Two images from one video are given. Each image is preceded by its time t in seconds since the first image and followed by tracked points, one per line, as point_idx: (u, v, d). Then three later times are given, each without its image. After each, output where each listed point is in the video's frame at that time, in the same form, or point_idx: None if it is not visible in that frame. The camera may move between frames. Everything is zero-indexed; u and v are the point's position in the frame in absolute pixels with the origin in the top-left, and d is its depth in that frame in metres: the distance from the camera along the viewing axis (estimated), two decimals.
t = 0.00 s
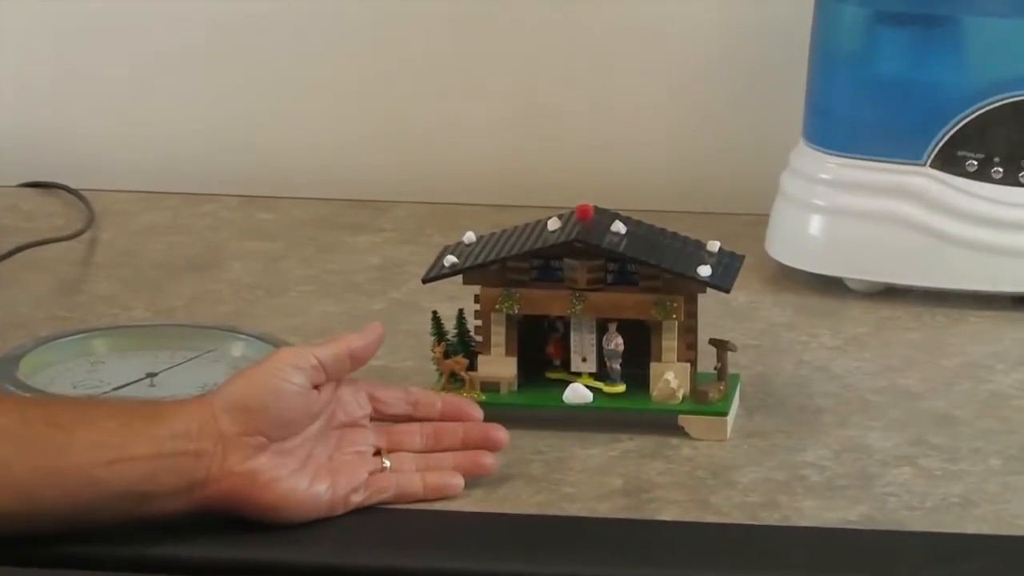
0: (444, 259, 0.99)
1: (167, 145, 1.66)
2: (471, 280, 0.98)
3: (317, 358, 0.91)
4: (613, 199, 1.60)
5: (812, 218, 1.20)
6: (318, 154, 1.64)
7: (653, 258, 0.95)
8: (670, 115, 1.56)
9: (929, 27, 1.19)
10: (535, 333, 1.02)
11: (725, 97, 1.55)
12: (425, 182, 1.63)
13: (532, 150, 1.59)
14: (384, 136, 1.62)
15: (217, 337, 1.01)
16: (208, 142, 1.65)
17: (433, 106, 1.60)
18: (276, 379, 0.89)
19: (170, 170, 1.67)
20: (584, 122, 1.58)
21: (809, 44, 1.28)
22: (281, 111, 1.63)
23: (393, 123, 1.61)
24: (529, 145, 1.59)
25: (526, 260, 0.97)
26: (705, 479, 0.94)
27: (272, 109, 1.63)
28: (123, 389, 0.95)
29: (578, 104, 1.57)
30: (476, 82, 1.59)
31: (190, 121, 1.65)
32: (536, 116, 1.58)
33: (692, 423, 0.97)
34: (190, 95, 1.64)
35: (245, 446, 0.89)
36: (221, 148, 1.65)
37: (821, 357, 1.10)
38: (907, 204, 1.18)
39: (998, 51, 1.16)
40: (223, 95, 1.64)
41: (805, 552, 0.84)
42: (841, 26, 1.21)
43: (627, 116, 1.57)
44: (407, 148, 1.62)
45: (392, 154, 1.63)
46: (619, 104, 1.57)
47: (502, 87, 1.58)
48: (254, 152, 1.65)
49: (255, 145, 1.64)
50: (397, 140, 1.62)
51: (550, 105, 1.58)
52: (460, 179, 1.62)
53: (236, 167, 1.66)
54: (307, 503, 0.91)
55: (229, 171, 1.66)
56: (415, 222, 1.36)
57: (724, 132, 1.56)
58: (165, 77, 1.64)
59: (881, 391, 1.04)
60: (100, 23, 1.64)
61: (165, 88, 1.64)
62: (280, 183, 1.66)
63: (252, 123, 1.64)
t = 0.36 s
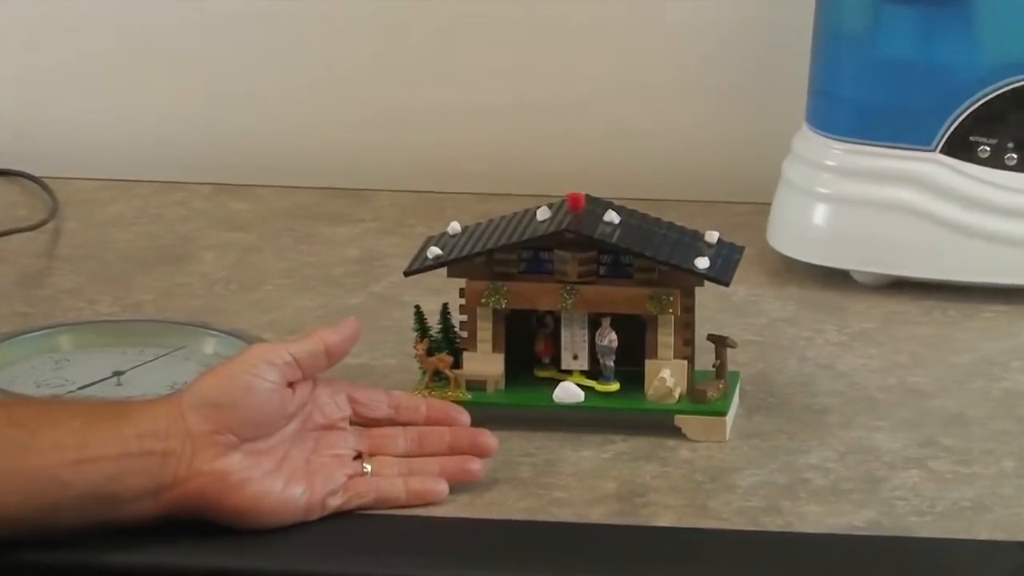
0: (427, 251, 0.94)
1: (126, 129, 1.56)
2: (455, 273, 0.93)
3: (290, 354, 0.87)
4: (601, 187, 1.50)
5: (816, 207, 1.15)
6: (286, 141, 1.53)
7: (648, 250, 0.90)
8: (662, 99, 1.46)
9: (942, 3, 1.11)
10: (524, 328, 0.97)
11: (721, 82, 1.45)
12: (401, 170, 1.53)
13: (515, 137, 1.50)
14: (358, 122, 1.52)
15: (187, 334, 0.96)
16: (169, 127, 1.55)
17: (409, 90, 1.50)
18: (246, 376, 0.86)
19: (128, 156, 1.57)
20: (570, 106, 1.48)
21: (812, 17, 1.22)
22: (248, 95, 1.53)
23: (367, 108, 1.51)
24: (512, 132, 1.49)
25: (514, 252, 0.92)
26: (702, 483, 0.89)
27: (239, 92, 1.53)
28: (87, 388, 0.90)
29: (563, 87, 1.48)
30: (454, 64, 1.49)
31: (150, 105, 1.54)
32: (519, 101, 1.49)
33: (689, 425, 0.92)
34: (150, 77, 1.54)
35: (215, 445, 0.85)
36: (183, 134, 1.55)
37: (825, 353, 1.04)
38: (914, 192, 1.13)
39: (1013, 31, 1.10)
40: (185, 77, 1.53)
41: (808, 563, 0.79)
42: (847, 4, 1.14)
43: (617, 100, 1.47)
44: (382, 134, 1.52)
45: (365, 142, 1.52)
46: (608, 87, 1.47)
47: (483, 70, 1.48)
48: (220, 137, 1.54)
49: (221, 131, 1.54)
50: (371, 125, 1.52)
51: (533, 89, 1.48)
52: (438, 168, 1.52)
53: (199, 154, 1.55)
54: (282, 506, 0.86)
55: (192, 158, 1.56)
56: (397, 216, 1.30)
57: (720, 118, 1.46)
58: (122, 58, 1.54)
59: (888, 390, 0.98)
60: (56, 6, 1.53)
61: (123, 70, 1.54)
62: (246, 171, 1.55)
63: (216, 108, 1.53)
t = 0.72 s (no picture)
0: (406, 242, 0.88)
1: (97, 113, 1.50)
2: (436, 266, 0.88)
3: (260, 350, 0.82)
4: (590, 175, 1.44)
5: (819, 194, 1.10)
6: (264, 126, 1.47)
7: (641, 241, 0.85)
8: (655, 85, 1.40)
9: None
10: (508, 325, 0.91)
11: (715, 66, 1.39)
12: (384, 158, 1.47)
13: (501, 122, 1.44)
14: (337, 107, 1.45)
15: (152, 331, 0.90)
16: (144, 111, 1.49)
17: (390, 73, 1.44)
18: (213, 374, 0.80)
19: (99, 141, 1.50)
20: (559, 90, 1.42)
21: None
22: (223, 78, 1.46)
23: (347, 92, 1.45)
24: (498, 117, 1.43)
25: (498, 243, 0.86)
26: (699, 488, 0.83)
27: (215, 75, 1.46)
28: (46, 387, 0.84)
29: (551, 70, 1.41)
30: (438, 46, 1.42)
31: (123, 88, 1.49)
32: (505, 85, 1.42)
33: (685, 427, 0.87)
34: (122, 60, 1.48)
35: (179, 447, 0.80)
36: (157, 118, 1.49)
37: (829, 350, 0.99)
38: (922, 180, 1.07)
39: None
40: (159, 59, 1.47)
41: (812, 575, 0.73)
42: None
43: (606, 84, 1.41)
44: (363, 120, 1.46)
45: (346, 128, 1.46)
46: (597, 71, 1.41)
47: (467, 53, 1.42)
48: (196, 122, 1.48)
49: (197, 116, 1.48)
50: (352, 110, 1.45)
51: (521, 75, 1.42)
52: (422, 156, 1.46)
53: (173, 139, 1.49)
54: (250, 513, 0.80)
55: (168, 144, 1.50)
56: (378, 209, 1.24)
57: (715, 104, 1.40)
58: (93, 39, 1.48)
59: (896, 390, 0.93)
60: None
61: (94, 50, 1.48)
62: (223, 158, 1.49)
63: (190, 94, 1.47)
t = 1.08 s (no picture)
0: (383, 238, 0.83)
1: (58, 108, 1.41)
2: (415, 264, 0.82)
3: (225, 352, 0.77)
4: (571, 166, 1.35)
5: (824, 186, 1.04)
6: (220, 115, 1.37)
7: (634, 236, 0.79)
8: (654, 75, 1.32)
9: None
10: (492, 326, 0.85)
11: (704, 49, 1.30)
12: (351, 147, 1.37)
13: (475, 109, 1.34)
14: (299, 94, 1.36)
15: (113, 333, 0.85)
16: (88, 98, 1.39)
17: (360, 59, 1.34)
18: (176, 378, 0.75)
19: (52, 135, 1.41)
20: (536, 76, 1.33)
21: None
22: (179, 65, 1.37)
23: (308, 77, 1.35)
24: (472, 105, 1.34)
25: (482, 238, 0.81)
26: (696, 499, 0.78)
27: (167, 60, 1.37)
28: None
29: (528, 54, 1.32)
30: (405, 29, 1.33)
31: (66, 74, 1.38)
32: (479, 70, 1.33)
33: (681, 435, 0.81)
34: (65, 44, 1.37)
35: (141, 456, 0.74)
36: (105, 106, 1.39)
37: (833, 352, 0.93)
38: (932, 173, 1.02)
39: None
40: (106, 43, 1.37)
41: None
42: None
43: (587, 70, 1.32)
44: (328, 109, 1.36)
45: (309, 116, 1.37)
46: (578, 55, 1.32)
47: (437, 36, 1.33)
48: (147, 111, 1.38)
49: (148, 104, 1.38)
50: (314, 96, 1.36)
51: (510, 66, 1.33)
52: (392, 146, 1.37)
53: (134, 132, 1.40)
54: (218, 527, 0.75)
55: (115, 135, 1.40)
56: (354, 205, 1.18)
57: (705, 90, 1.31)
58: (34, 22, 1.37)
59: (905, 395, 0.88)
60: None
61: (35, 34, 1.37)
62: (177, 149, 1.40)
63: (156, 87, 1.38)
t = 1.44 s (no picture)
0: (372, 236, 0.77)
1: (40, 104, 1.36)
2: (406, 264, 0.77)
3: (202, 355, 0.72)
4: (572, 162, 1.29)
5: (841, 181, 0.99)
6: (206, 109, 1.32)
7: (640, 235, 0.74)
8: (658, 68, 1.26)
9: None
10: (488, 330, 0.80)
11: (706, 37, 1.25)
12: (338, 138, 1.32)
13: (468, 98, 1.29)
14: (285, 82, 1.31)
15: (85, 338, 0.80)
16: (69, 91, 1.33)
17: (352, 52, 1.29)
18: (150, 383, 0.70)
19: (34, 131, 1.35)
20: (535, 68, 1.28)
21: None
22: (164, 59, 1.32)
23: (294, 66, 1.30)
24: (466, 96, 1.29)
25: (477, 237, 0.76)
26: (706, 515, 0.73)
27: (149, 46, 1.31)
28: None
29: (526, 46, 1.27)
30: (396, 15, 1.28)
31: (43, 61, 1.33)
32: (475, 63, 1.28)
33: (690, 446, 0.76)
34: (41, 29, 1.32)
35: (113, 469, 0.69)
36: (84, 97, 1.33)
37: (851, 358, 0.88)
38: (957, 166, 0.96)
39: None
40: (85, 27, 1.32)
41: None
42: None
43: (585, 58, 1.27)
44: (314, 98, 1.31)
45: (295, 105, 1.31)
46: (575, 43, 1.27)
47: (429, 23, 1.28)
48: (127, 99, 1.33)
49: (127, 92, 1.33)
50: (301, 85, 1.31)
51: (508, 60, 1.28)
52: (381, 137, 1.31)
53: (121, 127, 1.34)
54: (196, 545, 0.70)
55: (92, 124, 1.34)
56: (345, 204, 1.12)
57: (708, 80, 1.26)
58: (9, 6, 1.32)
59: (927, 403, 0.82)
60: None
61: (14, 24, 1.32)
62: (157, 140, 1.34)
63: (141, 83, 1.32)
